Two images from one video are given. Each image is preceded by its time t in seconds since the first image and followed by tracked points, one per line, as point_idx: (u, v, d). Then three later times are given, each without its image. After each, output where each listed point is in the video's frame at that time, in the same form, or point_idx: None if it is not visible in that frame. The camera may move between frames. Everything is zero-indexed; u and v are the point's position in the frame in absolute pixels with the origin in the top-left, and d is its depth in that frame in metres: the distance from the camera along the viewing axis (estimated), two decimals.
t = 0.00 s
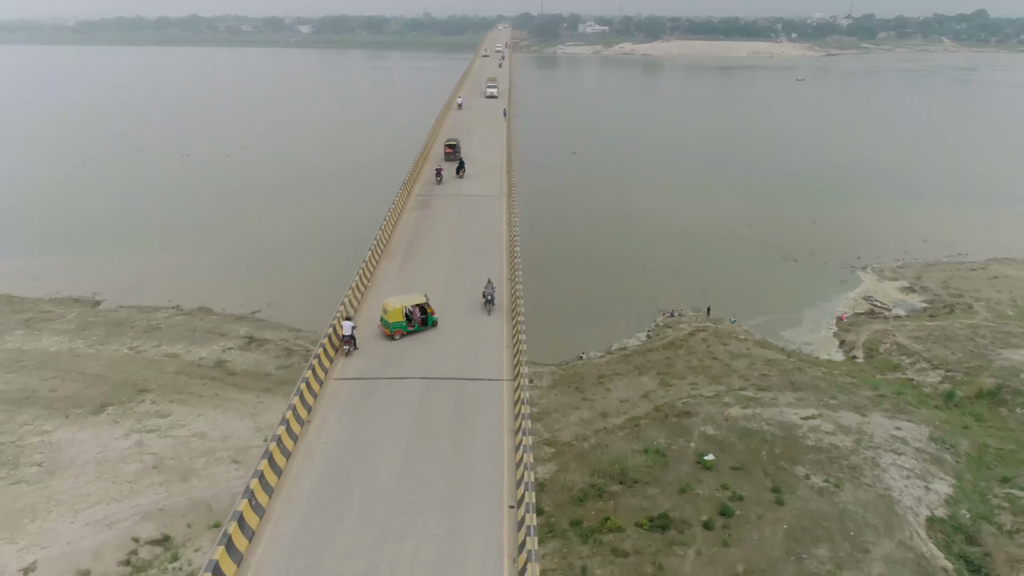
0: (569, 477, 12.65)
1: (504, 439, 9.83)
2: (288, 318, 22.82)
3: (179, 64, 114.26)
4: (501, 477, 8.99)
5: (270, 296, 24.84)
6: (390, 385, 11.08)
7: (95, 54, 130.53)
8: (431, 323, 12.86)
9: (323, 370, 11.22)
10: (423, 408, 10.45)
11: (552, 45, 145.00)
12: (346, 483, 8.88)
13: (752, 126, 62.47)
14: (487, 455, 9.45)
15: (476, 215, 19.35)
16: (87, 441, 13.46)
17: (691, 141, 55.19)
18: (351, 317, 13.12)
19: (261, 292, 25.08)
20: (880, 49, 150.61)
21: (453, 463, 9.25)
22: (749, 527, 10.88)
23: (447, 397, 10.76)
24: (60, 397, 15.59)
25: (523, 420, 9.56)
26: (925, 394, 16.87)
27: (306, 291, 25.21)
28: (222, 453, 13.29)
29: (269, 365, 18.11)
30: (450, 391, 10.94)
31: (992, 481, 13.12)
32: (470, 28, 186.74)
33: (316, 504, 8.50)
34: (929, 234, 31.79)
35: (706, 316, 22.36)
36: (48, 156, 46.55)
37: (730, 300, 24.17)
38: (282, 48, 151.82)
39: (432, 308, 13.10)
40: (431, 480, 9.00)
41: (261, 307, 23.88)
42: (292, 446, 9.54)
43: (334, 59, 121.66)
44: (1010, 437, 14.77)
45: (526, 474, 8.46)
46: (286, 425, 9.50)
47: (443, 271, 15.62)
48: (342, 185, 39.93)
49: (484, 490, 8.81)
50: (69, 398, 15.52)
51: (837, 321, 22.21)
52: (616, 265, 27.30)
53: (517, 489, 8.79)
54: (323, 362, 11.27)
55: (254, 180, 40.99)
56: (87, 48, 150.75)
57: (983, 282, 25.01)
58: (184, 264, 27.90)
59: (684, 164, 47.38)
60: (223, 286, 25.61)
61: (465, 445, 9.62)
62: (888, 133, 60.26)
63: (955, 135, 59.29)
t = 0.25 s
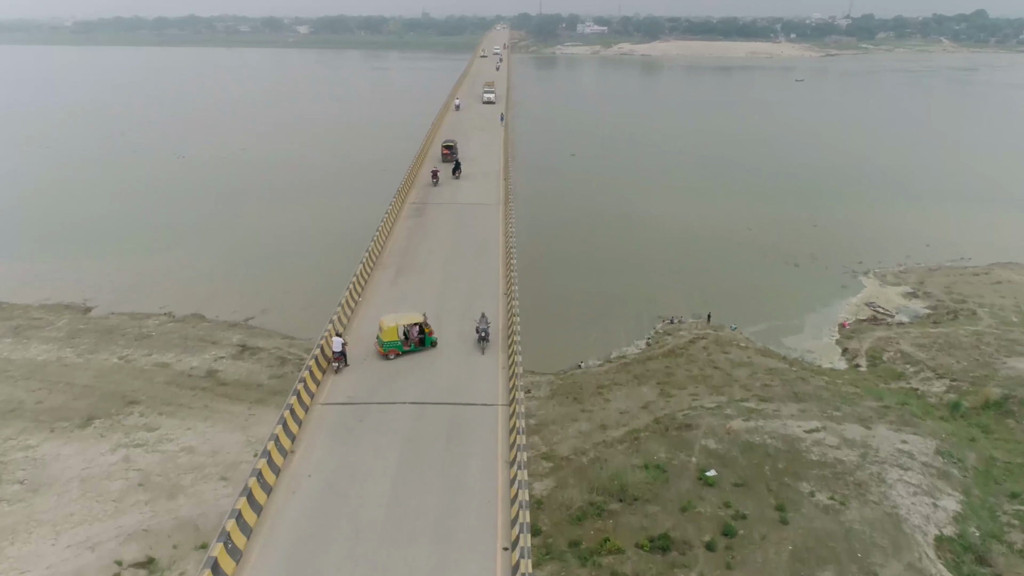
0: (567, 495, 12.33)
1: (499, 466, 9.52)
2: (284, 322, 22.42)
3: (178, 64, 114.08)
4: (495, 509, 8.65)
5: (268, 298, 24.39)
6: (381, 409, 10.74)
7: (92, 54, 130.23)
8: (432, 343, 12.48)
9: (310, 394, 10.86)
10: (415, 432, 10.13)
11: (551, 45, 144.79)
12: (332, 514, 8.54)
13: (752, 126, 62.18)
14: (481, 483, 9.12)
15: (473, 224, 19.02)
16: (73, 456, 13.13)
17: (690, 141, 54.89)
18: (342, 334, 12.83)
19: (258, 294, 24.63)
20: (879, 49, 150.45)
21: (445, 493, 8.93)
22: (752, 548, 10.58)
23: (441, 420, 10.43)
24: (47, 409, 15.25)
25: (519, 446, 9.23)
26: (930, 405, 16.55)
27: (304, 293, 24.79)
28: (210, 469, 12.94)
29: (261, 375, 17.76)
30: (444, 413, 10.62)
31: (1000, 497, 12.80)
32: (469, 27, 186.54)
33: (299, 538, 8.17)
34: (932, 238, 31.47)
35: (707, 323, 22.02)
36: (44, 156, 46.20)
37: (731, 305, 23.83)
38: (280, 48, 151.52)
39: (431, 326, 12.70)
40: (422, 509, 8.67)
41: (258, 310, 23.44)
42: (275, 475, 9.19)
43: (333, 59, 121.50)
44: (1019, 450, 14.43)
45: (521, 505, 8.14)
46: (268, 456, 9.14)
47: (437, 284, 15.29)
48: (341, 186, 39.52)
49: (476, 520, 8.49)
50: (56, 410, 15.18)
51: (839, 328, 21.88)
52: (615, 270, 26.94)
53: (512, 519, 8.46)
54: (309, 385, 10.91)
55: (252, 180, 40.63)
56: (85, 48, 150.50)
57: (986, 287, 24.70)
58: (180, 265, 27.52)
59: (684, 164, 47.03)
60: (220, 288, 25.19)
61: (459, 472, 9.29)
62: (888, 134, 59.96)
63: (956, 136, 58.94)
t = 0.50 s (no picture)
0: (560, 514, 12.00)
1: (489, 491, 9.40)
2: (274, 330, 22.03)
3: (170, 65, 113.60)
4: (484, 552, 8.37)
5: (259, 305, 23.96)
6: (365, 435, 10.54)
7: (82, 56, 129.42)
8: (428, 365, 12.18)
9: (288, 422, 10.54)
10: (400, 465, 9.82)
11: (543, 45, 144.55)
12: (310, 556, 8.23)
13: (745, 127, 61.98)
14: (469, 523, 8.83)
15: (462, 235, 18.66)
16: (50, 475, 12.71)
17: (684, 142, 54.68)
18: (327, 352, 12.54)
19: (250, 301, 24.20)
20: (871, 49, 150.76)
21: (430, 535, 8.64)
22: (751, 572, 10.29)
23: (428, 452, 10.13)
24: (25, 424, 14.81)
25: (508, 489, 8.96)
26: (929, 415, 16.27)
27: (295, 299, 24.40)
28: (193, 488, 12.52)
29: (247, 387, 17.35)
30: (432, 444, 10.31)
31: (1003, 511, 12.50)
32: (461, 28, 186.19)
33: None
34: (928, 243, 31.30)
35: (701, 330, 21.72)
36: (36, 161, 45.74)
37: (725, 312, 23.53)
38: (272, 49, 150.81)
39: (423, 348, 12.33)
40: (407, 550, 8.39)
41: (249, 317, 23.01)
42: (248, 514, 8.83)
43: (325, 61, 120.91)
44: (1021, 462, 14.13)
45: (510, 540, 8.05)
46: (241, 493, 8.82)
47: (425, 300, 14.92)
48: (333, 188, 39.11)
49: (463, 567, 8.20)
50: (35, 425, 14.74)
51: (835, 334, 21.60)
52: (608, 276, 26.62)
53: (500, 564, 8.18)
54: (287, 413, 10.57)
55: (244, 183, 40.21)
56: (75, 49, 149.59)
57: (983, 292, 24.47)
58: (173, 269, 27.21)
59: (676, 165, 46.88)
60: (215, 292, 24.96)
61: (446, 511, 9.00)
62: (881, 134, 59.85)
63: (948, 136, 58.95)
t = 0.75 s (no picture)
0: (552, 534, 11.66)
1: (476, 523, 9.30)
2: (261, 337, 21.60)
3: (162, 65, 113.01)
4: None
5: (249, 311, 23.54)
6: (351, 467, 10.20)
7: (71, 56, 128.42)
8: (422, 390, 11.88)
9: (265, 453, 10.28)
10: (382, 505, 9.55)
11: (534, 45, 144.27)
12: None
13: (736, 128, 61.79)
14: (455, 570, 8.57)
15: (450, 245, 18.22)
16: (24, 495, 12.27)
17: (677, 143, 54.43)
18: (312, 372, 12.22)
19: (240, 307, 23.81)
20: (861, 49, 151.15)
21: None
22: None
23: (412, 490, 9.84)
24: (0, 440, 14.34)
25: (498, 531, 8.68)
26: (927, 425, 15.98)
27: (285, 304, 23.98)
28: (172, 509, 12.11)
29: (231, 398, 16.91)
30: (415, 482, 10.01)
31: (1006, 526, 12.21)
32: (452, 28, 185.74)
33: None
34: (922, 246, 31.08)
35: (695, 337, 21.39)
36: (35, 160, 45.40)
37: (719, 318, 23.20)
38: (262, 49, 150.02)
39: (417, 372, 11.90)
40: None
41: (238, 323, 22.59)
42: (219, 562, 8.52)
43: (317, 61, 120.38)
44: (1022, 474, 13.85)
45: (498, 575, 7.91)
46: (209, 538, 8.49)
47: (412, 315, 14.50)
48: (325, 188, 38.72)
49: None
50: (10, 440, 14.27)
51: (830, 340, 21.31)
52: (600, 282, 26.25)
53: None
54: (263, 445, 10.27)
55: (235, 184, 39.78)
56: (63, 49, 148.45)
57: (978, 296, 24.25)
58: (174, 269, 27.01)
59: (669, 165, 46.60)
60: (215, 293, 24.80)
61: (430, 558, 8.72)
62: (872, 135, 59.76)
63: (939, 137, 58.90)
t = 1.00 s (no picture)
0: (543, 556, 11.33)
1: (461, 562, 8.93)
2: (247, 346, 21.14)
3: (149, 65, 112.02)
4: None
5: (238, 317, 23.09)
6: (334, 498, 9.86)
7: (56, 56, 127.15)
8: (415, 419, 11.49)
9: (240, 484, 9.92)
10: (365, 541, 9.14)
11: (523, 45, 144.02)
12: None
13: (725, 128, 61.62)
14: None
15: (435, 258, 17.81)
16: None
17: (667, 143, 54.17)
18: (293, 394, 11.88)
19: (230, 312, 23.36)
20: (847, 49, 151.76)
21: None
22: None
23: (395, 524, 9.46)
24: None
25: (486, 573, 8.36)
26: (923, 435, 15.70)
27: (274, 309, 23.52)
28: (147, 532, 11.68)
29: (213, 412, 16.45)
30: (399, 514, 9.63)
31: (1006, 542, 11.93)
32: (440, 28, 185.09)
33: None
34: (913, 248, 30.89)
35: (687, 344, 21.08)
36: (31, 159, 44.86)
37: (710, 325, 22.90)
38: (249, 49, 148.97)
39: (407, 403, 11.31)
40: None
41: (226, 331, 22.12)
42: None
43: (305, 61, 119.59)
44: (1021, 486, 13.58)
45: None
46: None
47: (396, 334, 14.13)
48: (314, 189, 38.20)
49: None
50: None
51: (823, 347, 21.05)
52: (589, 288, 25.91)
53: None
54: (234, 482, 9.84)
55: (223, 185, 39.23)
56: (48, 50, 147.05)
57: (971, 300, 24.07)
58: (173, 269, 26.66)
59: (658, 166, 46.34)
60: (213, 294, 24.59)
61: None
62: (861, 135, 59.74)
63: (927, 138, 58.94)
